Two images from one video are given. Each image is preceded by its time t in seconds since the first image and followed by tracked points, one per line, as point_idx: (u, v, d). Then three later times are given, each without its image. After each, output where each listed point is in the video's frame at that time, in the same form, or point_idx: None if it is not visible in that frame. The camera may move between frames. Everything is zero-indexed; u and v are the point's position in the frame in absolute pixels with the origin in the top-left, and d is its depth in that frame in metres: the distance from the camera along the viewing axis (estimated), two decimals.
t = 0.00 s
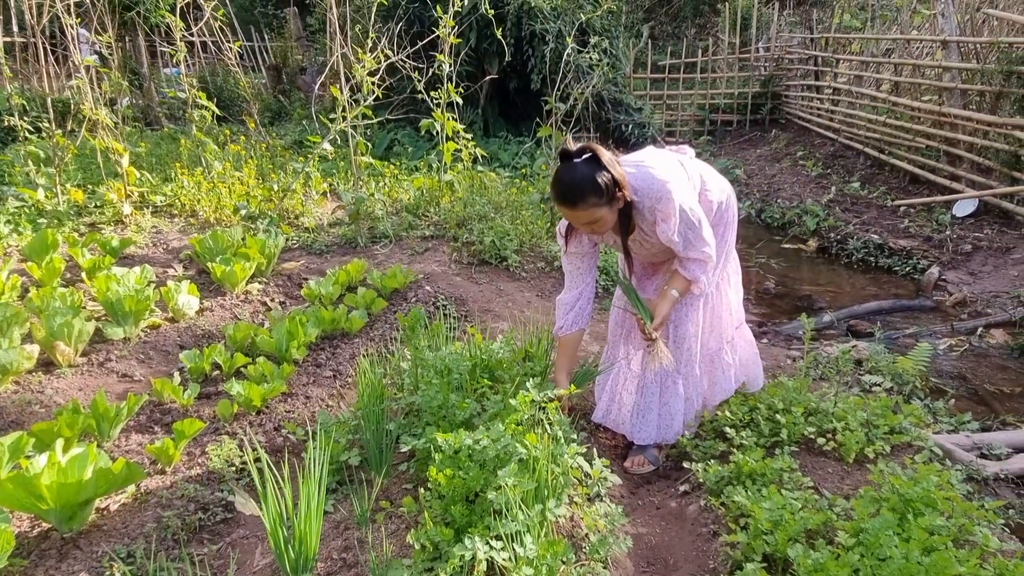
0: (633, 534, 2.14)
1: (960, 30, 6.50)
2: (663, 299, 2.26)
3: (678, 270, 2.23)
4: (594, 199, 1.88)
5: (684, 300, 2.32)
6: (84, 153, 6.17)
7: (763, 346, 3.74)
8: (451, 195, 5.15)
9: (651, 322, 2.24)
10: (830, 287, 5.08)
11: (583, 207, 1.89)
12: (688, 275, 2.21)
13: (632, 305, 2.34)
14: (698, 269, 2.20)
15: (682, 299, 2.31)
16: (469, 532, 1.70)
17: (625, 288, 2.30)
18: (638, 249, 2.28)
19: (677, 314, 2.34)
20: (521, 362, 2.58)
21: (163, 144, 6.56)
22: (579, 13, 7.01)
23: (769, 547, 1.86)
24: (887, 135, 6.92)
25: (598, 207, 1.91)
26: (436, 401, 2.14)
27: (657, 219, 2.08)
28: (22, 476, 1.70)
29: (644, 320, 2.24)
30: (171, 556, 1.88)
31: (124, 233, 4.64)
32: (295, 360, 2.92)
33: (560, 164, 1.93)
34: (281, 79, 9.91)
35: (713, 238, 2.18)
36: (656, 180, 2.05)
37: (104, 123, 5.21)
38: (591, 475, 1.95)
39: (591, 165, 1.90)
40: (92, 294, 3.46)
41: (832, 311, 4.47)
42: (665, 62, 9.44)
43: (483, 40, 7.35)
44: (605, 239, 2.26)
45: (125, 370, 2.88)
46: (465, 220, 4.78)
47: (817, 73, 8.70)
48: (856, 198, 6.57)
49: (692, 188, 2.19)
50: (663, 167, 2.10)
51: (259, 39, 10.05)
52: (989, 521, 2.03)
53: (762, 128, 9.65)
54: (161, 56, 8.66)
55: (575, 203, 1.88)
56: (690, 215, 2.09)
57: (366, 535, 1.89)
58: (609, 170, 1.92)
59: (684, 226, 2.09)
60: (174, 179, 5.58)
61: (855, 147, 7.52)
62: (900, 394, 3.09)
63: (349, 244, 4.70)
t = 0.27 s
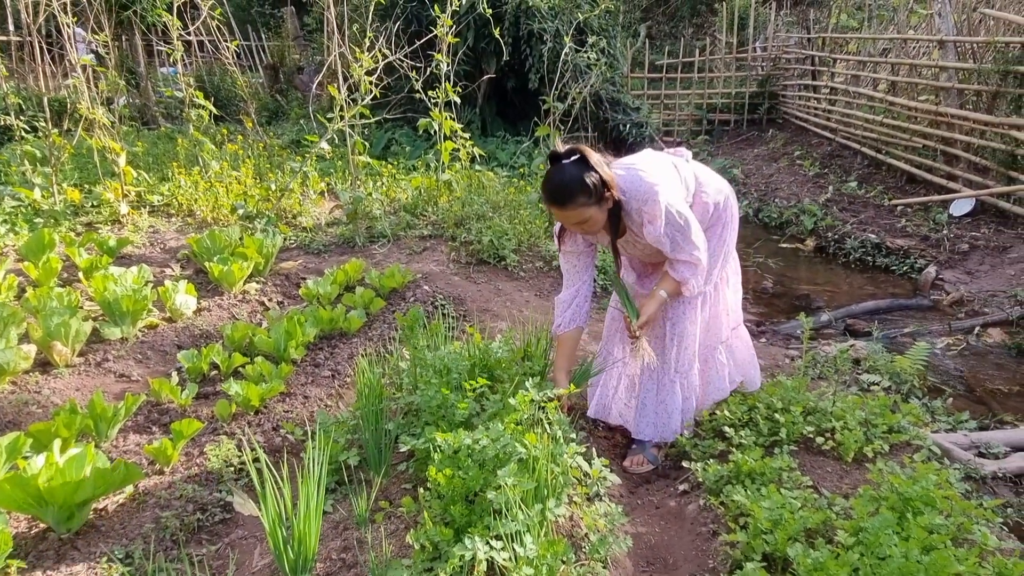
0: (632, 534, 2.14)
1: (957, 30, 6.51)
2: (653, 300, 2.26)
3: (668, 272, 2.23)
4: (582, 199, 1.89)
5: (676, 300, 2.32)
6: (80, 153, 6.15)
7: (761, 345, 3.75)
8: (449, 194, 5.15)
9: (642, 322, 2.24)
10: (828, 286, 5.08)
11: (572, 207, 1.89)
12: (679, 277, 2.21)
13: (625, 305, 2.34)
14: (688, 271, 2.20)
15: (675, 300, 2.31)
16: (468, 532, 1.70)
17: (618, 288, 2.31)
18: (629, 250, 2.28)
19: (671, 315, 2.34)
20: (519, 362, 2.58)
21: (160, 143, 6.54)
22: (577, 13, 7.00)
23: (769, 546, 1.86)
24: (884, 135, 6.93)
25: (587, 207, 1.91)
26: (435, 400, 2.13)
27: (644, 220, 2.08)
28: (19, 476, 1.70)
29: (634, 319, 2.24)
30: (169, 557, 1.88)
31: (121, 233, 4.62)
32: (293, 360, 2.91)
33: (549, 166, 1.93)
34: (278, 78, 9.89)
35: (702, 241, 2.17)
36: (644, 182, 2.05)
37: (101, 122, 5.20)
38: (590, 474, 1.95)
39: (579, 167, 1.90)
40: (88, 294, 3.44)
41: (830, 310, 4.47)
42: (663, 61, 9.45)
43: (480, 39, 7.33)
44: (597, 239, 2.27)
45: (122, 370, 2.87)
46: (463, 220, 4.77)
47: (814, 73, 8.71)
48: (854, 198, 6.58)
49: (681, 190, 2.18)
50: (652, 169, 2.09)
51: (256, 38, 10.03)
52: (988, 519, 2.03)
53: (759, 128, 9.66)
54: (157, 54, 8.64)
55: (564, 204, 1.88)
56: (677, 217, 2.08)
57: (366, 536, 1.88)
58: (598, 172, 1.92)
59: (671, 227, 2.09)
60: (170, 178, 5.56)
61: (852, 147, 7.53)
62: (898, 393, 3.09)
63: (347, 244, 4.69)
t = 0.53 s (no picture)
0: (633, 536, 2.13)
1: (955, 30, 6.52)
2: (647, 299, 2.26)
3: (663, 271, 2.23)
4: (576, 194, 1.89)
5: (673, 300, 2.32)
6: (79, 155, 6.14)
7: (761, 346, 3.74)
8: (449, 195, 5.16)
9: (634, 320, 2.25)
10: (827, 287, 5.08)
11: (565, 202, 1.89)
12: (673, 277, 2.21)
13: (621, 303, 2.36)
14: (683, 271, 2.20)
15: (673, 299, 2.32)
16: (470, 535, 1.70)
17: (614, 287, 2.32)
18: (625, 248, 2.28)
19: (667, 314, 2.35)
20: (519, 364, 2.57)
21: (159, 145, 6.53)
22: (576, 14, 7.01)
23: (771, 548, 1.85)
24: (883, 135, 6.93)
25: (580, 202, 1.91)
26: (435, 403, 2.13)
27: (638, 220, 2.08)
28: (18, 479, 1.69)
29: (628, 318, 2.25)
30: (169, 561, 1.87)
31: (120, 235, 4.61)
32: (293, 362, 2.91)
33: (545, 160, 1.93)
34: (277, 79, 9.88)
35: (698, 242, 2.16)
36: (640, 182, 2.04)
37: (100, 124, 5.19)
38: (591, 477, 1.95)
39: (574, 161, 1.90)
40: (87, 296, 3.43)
41: (829, 311, 4.48)
42: (662, 62, 9.45)
43: (479, 40, 7.34)
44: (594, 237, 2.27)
45: (122, 373, 2.86)
46: (462, 221, 4.77)
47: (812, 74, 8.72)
48: (853, 199, 6.58)
49: (678, 191, 2.17)
50: (648, 169, 2.09)
51: (255, 39, 10.03)
52: (989, 521, 2.03)
53: (758, 129, 9.66)
54: (156, 56, 8.63)
55: (557, 198, 1.88)
56: (672, 218, 2.08)
57: (366, 539, 1.88)
58: (592, 167, 1.92)
59: (665, 227, 2.09)
60: (170, 180, 5.56)
61: (851, 147, 7.53)
62: (899, 394, 3.09)
63: (347, 245, 4.69)
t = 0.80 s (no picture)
0: (635, 536, 2.13)
1: (955, 29, 6.51)
2: (655, 294, 2.27)
3: (671, 266, 2.25)
4: (591, 187, 1.89)
5: (678, 296, 2.34)
6: (78, 155, 6.13)
7: (762, 346, 3.74)
8: (449, 195, 5.15)
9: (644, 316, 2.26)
10: (828, 286, 5.08)
11: (580, 195, 1.89)
12: (682, 272, 2.22)
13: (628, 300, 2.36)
14: (691, 266, 2.21)
15: (679, 295, 2.33)
16: (472, 535, 1.69)
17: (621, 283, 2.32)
18: (631, 244, 2.29)
19: (673, 310, 2.35)
20: (521, 363, 2.57)
21: (159, 144, 6.52)
22: (576, 13, 7.00)
23: (773, 548, 1.85)
24: (883, 134, 6.93)
25: (594, 196, 1.91)
26: (437, 403, 2.13)
27: (651, 215, 2.09)
28: (20, 480, 1.69)
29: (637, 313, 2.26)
30: (171, 561, 1.87)
31: (120, 235, 4.61)
32: (294, 362, 2.91)
33: (559, 153, 1.93)
34: (276, 79, 9.87)
35: (706, 236, 2.18)
36: (653, 177, 2.05)
37: (100, 124, 5.19)
38: (593, 476, 1.95)
39: (589, 154, 1.90)
40: (88, 296, 3.43)
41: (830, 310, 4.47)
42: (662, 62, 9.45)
43: (479, 40, 7.33)
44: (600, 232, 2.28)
45: (122, 373, 2.86)
46: (463, 221, 4.77)
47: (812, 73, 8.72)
48: (853, 198, 6.58)
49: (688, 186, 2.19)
50: (660, 164, 2.09)
51: (254, 39, 10.02)
52: (991, 520, 2.02)
53: (758, 128, 9.66)
54: (155, 56, 8.62)
55: (573, 192, 1.88)
56: (684, 213, 2.09)
57: (368, 539, 1.87)
58: (606, 160, 1.92)
59: (678, 223, 2.10)
60: (169, 179, 5.55)
61: (851, 147, 7.53)
62: (900, 393, 3.09)
63: (347, 245, 4.68)
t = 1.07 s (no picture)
0: (636, 535, 2.13)
1: (955, 29, 6.51)
2: (666, 290, 2.27)
3: (683, 261, 2.26)
4: (621, 184, 1.89)
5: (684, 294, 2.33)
6: (78, 154, 6.13)
7: (762, 345, 3.74)
8: (449, 194, 5.15)
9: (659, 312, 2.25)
10: (828, 286, 5.08)
11: (611, 193, 1.89)
12: (693, 266, 2.24)
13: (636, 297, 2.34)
14: (702, 261, 2.23)
15: (686, 292, 2.32)
16: (473, 533, 1.69)
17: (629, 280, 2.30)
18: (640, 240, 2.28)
19: (679, 309, 2.34)
20: (522, 362, 2.58)
21: (159, 144, 6.51)
22: (576, 13, 7.00)
23: (774, 547, 1.85)
24: (883, 134, 6.93)
25: (623, 193, 1.91)
26: (438, 401, 2.13)
27: (669, 212, 2.10)
28: (21, 480, 1.69)
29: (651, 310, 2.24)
30: (172, 560, 1.87)
31: (121, 234, 4.61)
32: (294, 361, 2.90)
33: (585, 150, 1.91)
34: (276, 79, 9.87)
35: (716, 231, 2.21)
36: (669, 173, 2.06)
37: (100, 123, 5.19)
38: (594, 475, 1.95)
39: (617, 150, 1.91)
40: (88, 295, 3.43)
41: (830, 310, 4.48)
42: (661, 61, 9.45)
43: (479, 39, 7.33)
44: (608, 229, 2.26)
45: (123, 371, 2.86)
46: (463, 220, 4.77)
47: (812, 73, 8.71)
48: (852, 198, 6.58)
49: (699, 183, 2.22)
50: (674, 160, 2.11)
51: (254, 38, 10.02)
52: (992, 519, 2.02)
53: (758, 128, 9.66)
54: (155, 55, 8.62)
55: (603, 189, 1.87)
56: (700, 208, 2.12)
57: (369, 538, 1.87)
58: (633, 156, 1.93)
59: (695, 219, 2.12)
60: (170, 179, 5.55)
61: (851, 146, 7.53)
62: (900, 393, 3.09)
63: (347, 245, 4.68)
